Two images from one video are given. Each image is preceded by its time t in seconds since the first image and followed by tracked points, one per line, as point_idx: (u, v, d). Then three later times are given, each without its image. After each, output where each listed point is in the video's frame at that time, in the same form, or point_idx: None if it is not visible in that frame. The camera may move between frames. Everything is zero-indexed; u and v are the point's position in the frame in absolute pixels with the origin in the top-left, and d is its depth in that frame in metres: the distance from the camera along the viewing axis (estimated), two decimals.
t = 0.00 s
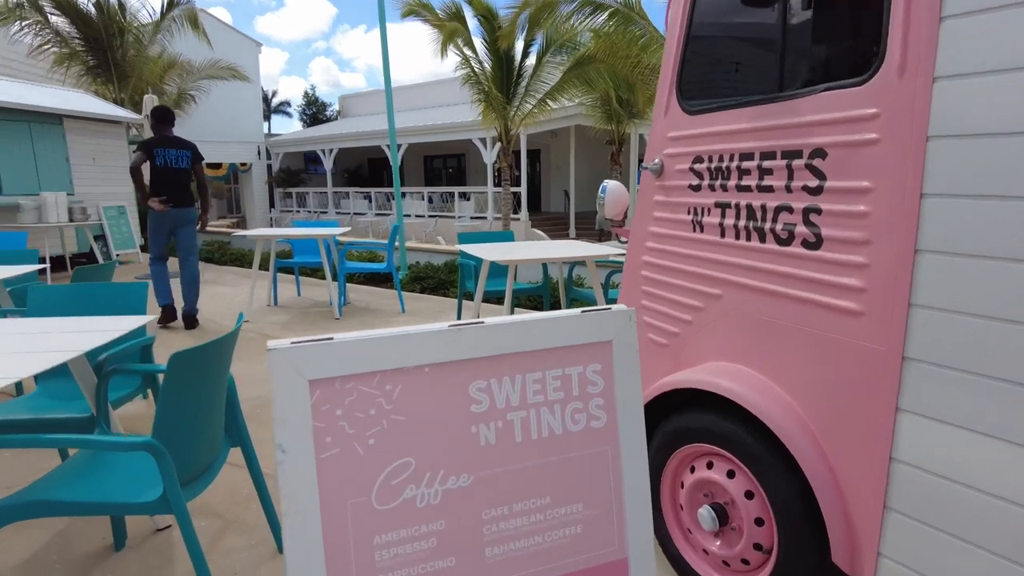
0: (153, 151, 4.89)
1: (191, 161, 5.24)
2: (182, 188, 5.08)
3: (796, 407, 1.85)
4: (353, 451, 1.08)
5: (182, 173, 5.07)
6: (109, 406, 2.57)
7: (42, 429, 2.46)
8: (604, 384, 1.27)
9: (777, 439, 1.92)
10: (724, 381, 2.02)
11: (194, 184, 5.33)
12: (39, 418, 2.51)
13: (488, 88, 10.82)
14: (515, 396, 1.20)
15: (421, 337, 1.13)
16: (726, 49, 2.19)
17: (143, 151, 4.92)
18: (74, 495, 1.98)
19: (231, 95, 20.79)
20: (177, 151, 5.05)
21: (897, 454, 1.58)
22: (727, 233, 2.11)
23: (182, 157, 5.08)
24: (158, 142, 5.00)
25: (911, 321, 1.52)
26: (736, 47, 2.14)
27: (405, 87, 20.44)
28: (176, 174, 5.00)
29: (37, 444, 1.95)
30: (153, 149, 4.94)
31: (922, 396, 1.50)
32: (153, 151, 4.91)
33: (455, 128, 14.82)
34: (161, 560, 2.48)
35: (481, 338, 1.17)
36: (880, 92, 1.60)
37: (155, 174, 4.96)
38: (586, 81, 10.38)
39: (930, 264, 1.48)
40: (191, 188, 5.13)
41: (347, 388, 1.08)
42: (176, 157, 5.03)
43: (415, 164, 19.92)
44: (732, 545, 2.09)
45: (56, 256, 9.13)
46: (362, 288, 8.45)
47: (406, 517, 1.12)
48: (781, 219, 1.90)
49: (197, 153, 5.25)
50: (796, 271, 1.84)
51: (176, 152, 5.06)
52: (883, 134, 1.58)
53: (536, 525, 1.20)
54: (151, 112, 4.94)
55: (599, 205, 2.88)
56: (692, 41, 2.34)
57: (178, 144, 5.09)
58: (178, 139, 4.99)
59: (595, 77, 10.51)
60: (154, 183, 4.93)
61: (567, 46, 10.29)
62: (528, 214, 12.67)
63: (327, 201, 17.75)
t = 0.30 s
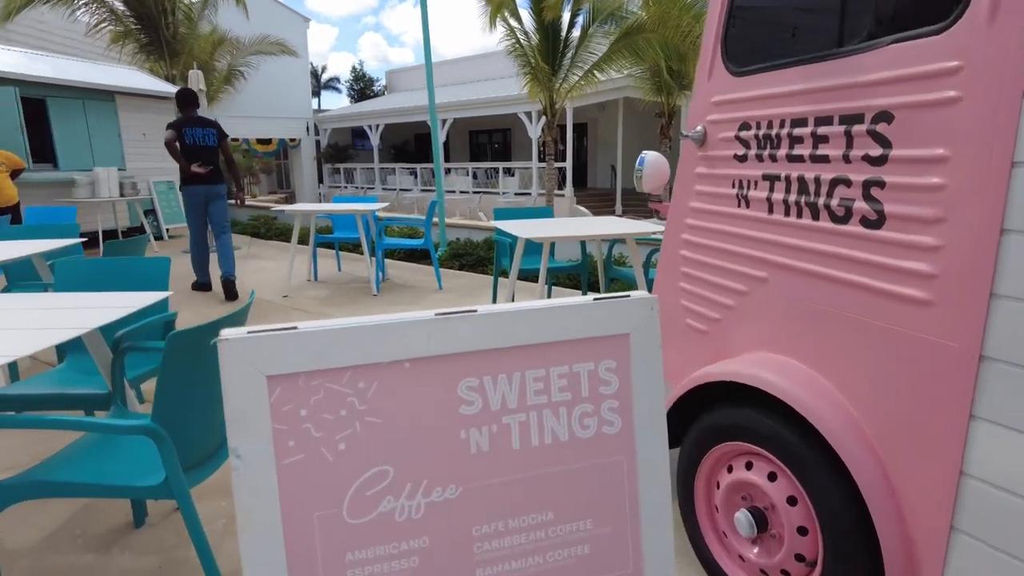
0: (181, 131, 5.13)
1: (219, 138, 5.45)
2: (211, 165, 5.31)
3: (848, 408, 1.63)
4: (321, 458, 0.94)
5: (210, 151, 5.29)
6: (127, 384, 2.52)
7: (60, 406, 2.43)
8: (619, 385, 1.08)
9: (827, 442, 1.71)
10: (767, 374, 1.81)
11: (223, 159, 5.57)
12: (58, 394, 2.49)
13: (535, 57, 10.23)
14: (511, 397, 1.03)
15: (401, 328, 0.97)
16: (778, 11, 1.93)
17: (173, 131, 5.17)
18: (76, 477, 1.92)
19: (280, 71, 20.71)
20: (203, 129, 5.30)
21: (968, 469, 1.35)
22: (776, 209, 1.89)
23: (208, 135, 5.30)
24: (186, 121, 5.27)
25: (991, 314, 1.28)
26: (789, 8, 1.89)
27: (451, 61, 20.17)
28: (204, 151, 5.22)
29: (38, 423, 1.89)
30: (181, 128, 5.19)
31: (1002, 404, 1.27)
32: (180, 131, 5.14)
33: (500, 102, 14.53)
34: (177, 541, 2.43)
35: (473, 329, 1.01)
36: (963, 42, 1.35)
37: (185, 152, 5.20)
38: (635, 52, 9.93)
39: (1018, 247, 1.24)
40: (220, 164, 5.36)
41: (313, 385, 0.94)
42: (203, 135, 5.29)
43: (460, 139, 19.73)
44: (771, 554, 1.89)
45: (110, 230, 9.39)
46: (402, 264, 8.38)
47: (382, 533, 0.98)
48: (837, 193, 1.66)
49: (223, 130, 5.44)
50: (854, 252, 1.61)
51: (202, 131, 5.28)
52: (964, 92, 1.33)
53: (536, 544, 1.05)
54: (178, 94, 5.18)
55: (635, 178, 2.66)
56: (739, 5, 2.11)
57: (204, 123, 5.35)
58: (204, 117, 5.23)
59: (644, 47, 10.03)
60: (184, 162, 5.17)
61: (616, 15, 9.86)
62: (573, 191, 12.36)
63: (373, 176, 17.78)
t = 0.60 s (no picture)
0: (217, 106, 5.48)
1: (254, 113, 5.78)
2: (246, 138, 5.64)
3: (916, 401, 1.49)
4: (338, 437, 0.88)
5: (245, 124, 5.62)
6: (168, 355, 2.54)
7: (105, 376, 2.47)
8: (663, 368, 0.98)
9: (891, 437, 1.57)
10: (826, 362, 1.68)
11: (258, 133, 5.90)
12: (103, 363, 2.53)
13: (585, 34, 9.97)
14: (543, 377, 0.94)
15: (423, 299, 0.89)
16: None
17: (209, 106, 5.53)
18: (114, 446, 1.94)
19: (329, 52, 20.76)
20: (238, 104, 5.62)
21: None
22: (840, 183, 1.74)
23: (243, 109, 5.63)
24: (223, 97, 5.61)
25: None
26: None
27: (501, 40, 19.96)
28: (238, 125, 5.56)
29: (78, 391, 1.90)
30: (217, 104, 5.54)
31: None
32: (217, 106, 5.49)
33: (549, 81, 14.32)
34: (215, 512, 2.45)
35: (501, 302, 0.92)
36: None
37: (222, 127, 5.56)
38: (689, 27, 9.59)
39: None
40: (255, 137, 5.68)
41: (329, 358, 0.87)
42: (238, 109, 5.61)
43: (508, 119, 19.56)
44: (824, 553, 1.77)
45: (166, 207, 9.66)
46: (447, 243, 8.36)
47: (402, 519, 0.91)
48: (909, 164, 1.51)
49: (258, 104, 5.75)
50: (928, 230, 1.46)
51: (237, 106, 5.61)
52: None
53: (568, 537, 0.97)
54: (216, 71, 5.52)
55: (687, 153, 2.52)
56: None
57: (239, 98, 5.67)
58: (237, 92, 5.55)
59: (699, 23, 9.67)
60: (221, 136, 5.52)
61: None
62: (622, 172, 12.09)
63: (421, 156, 17.83)
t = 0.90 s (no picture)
0: (253, 81, 5.74)
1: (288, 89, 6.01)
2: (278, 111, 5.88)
3: (978, 386, 1.40)
4: (367, 403, 0.85)
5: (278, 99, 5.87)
6: (206, 321, 2.57)
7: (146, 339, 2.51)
8: (709, 341, 0.92)
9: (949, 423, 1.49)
10: (879, 342, 1.59)
11: (290, 107, 6.15)
12: (144, 327, 2.57)
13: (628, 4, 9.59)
14: (581, 347, 0.90)
15: (454, 262, 0.85)
16: None
17: (245, 81, 5.79)
18: (154, 408, 1.97)
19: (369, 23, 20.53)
20: (273, 80, 5.85)
21: None
22: (900, 152, 1.63)
23: (277, 85, 5.86)
24: (259, 72, 5.85)
25: None
26: None
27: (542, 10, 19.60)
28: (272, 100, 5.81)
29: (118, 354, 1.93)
30: (253, 79, 5.79)
31: None
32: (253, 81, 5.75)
33: (590, 53, 14.02)
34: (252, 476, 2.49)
35: (537, 268, 0.87)
36: None
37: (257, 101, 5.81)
38: None
39: None
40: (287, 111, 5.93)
41: (359, 322, 0.84)
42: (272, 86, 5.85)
43: (548, 91, 19.28)
44: (867, 540, 1.70)
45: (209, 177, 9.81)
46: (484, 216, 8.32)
47: (431, 489, 0.88)
48: (981, 131, 1.40)
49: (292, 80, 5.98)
50: (999, 202, 1.36)
51: (272, 82, 5.85)
52: None
53: (603, 514, 0.93)
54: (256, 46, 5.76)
55: (734, 122, 2.41)
56: None
57: (274, 74, 5.90)
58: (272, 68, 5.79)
59: None
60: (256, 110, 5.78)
61: None
62: (663, 146, 11.84)
63: (460, 129, 17.75)
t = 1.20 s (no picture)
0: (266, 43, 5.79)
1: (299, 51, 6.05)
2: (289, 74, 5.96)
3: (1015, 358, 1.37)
4: (397, 363, 0.84)
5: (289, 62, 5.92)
6: (226, 284, 2.58)
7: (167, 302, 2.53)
8: (746, 305, 0.90)
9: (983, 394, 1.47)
10: (913, 312, 1.56)
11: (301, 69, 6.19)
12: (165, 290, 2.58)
13: None
14: (614, 310, 0.87)
15: (486, 221, 0.83)
16: None
17: (258, 42, 5.83)
18: (177, 370, 1.99)
19: None
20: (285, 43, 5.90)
21: None
22: (941, 115, 1.57)
23: (289, 48, 5.90)
24: (272, 34, 5.88)
25: None
26: None
27: None
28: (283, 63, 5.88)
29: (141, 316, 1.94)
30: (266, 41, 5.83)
31: None
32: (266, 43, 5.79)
33: (610, 15, 13.69)
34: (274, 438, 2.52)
35: (571, 229, 0.84)
36: None
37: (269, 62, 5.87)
38: None
39: None
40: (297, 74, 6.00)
41: (390, 282, 0.83)
42: (284, 48, 5.89)
43: (566, 54, 18.89)
44: (890, 510, 1.69)
45: (225, 141, 9.78)
46: (501, 182, 8.25)
47: (461, 450, 0.88)
48: None
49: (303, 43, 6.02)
50: None
51: (284, 45, 5.90)
52: None
53: (632, 478, 0.92)
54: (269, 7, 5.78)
55: (765, 84, 2.34)
56: None
57: (287, 37, 5.93)
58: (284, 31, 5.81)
59: None
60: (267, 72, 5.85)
61: None
62: (683, 112, 11.62)
63: (476, 93, 17.53)
